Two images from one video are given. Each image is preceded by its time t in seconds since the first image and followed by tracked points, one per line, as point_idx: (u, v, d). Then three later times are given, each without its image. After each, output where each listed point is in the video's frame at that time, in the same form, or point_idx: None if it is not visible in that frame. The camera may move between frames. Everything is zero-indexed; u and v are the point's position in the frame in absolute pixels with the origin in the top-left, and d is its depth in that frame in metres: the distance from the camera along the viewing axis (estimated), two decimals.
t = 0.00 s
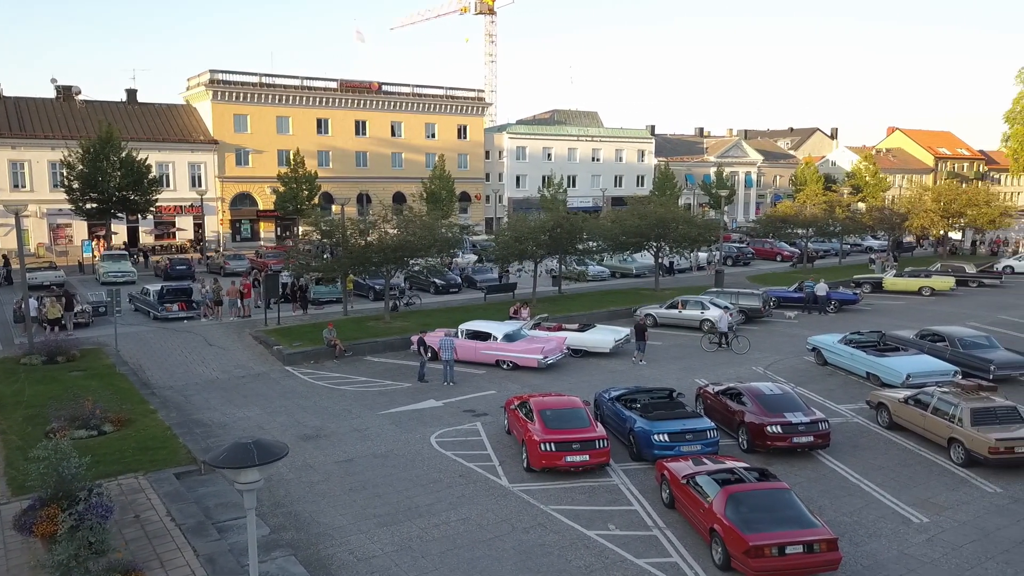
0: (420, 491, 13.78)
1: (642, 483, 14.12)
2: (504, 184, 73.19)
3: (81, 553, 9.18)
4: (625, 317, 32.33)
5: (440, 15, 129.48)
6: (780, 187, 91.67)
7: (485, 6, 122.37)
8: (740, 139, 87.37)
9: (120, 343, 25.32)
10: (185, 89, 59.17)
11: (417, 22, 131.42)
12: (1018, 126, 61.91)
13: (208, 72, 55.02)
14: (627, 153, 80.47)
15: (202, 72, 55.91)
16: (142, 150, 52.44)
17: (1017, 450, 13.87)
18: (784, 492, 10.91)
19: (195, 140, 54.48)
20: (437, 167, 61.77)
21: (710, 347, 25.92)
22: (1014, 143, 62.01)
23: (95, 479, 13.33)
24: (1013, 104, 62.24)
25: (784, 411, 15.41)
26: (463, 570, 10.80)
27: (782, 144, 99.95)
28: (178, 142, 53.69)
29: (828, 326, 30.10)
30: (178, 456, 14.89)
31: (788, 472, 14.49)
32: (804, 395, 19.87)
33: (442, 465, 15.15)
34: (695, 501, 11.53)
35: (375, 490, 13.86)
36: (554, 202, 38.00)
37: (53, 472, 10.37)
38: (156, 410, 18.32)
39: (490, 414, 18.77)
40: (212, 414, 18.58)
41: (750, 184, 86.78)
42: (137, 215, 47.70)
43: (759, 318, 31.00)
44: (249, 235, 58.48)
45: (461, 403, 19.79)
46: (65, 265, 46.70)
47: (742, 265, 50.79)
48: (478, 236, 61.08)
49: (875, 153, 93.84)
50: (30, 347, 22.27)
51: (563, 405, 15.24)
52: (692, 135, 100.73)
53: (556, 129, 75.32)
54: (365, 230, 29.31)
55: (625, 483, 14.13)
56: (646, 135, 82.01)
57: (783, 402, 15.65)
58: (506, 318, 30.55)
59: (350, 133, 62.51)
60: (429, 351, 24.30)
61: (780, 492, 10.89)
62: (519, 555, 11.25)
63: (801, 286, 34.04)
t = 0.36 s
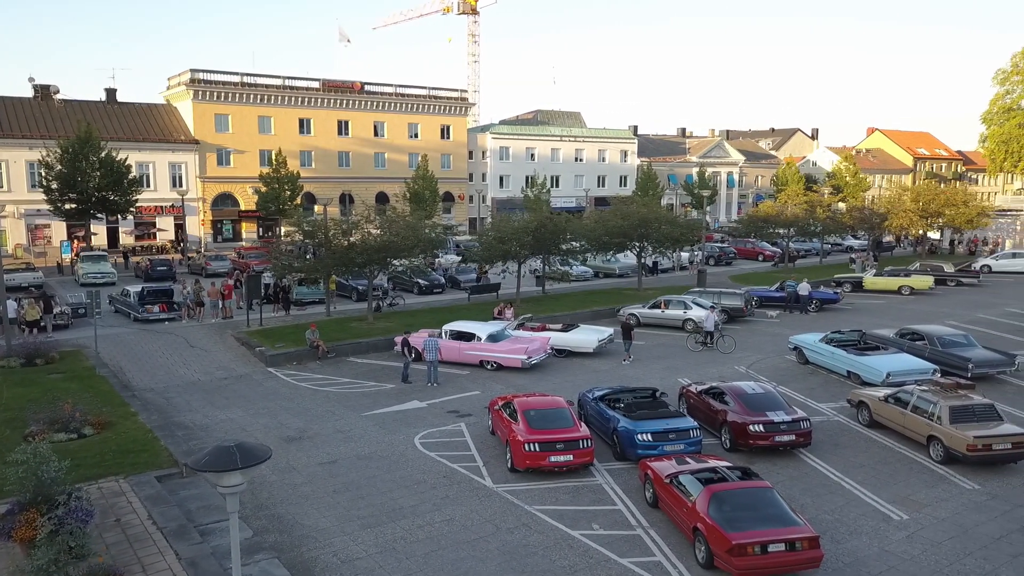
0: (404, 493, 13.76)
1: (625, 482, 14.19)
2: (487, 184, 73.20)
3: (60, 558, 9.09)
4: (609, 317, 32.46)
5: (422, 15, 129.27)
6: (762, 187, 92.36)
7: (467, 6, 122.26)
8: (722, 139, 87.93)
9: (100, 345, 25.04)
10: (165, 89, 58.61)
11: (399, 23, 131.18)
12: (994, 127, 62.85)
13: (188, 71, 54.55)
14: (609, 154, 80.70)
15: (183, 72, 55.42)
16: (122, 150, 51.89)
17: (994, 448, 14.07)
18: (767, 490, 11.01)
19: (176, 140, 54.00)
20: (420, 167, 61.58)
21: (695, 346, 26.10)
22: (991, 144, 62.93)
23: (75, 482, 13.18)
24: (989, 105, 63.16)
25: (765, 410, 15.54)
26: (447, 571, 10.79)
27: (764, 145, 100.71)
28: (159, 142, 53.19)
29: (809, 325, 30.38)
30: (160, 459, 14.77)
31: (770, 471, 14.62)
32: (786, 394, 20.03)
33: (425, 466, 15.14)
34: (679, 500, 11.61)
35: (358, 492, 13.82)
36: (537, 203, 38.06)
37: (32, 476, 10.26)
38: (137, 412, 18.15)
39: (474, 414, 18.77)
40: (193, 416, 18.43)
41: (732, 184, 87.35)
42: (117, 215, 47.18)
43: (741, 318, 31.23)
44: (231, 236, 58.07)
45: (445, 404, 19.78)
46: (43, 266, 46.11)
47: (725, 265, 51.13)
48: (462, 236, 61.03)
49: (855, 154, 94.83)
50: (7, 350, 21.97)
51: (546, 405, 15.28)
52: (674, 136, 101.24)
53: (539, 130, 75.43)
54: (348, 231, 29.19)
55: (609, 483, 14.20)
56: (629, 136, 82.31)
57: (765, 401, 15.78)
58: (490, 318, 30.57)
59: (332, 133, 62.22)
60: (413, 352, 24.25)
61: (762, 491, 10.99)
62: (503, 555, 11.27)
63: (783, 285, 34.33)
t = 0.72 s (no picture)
0: (389, 494, 13.74)
1: (611, 482, 14.25)
2: (471, 184, 73.15)
3: (41, 563, 8.99)
4: (593, 317, 32.56)
5: (407, 15, 129.04)
6: (745, 187, 93.00)
7: (451, 6, 122.13)
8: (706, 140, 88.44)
9: (81, 347, 24.79)
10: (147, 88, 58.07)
11: (383, 22, 130.86)
12: (974, 128, 63.68)
13: (170, 70, 54.10)
14: (594, 154, 80.93)
15: (165, 71, 54.95)
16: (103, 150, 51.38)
17: (974, 445, 14.27)
18: (751, 490, 11.11)
19: (158, 140, 53.54)
20: (405, 168, 61.42)
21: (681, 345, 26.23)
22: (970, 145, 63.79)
23: (56, 486, 13.06)
24: (969, 107, 64.00)
25: (749, 409, 15.66)
26: (433, 572, 10.80)
27: (747, 145, 101.42)
28: (140, 142, 52.72)
29: (792, 325, 30.64)
30: (142, 461, 14.66)
31: (754, 470, 14.73)
32: (770, 393, 20.20)
33: (411, 467, 15.13)
34: (663, 499, 11.69)
35: (343, 493, 13.79)
36: (522, 203, 38.09)
37: (13, 480, 10.15)
38: (119, 415, 17.99)
39: (459, 415, 18.77)
40: (176, 418, 18.30)
41: (716, 184, 87.87)
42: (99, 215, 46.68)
43: (725, 318, 31.44)
44: (214, 237, 57.63)
45: (430, 404, 19.77)
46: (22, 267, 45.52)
47: (708, 264, 51.46)
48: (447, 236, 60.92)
49: (837, 154, 95.68)
50: None
51: (532, 406, 15.32)
52: (658, 136, 101.71)
53: (524, 130, 75.51)
54: (331, 231, 29.08)
55: (594, 483, 14.26)
56: (613, 136, 82.56)
57: (749, 401, 15.90)
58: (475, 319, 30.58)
59: (316, 133, 61.93)
60: (398, 352, 24.19)
61: (746, 490, 11.08)
62: (488, 556, 11.29)
63: (766, 285, 34.61)
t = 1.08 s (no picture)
0: (373, 496, 13.71)
1: (595, 483, 14.30)
2: (456, 184, 73.10)
3: (21, 568, 8.90)
4: (578, 317, 32.65)
5: (390, 15, 128.76)
6: (728, 187, 93.60)
7: (435, 6, 121.92)
8: (689, 140, 88.90)
9: (61, 350, 24.52)
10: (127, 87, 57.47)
11: (366, 22, 130.55)
12: (953, 129, 64.49)
13: (151, 69, 53.56)
14: (578, 154, 81.09)
15: (146, 71, 54.42)
16: (83, 150, 50.85)
17: (954, 443, 14.47)
18: (734, 489, 11.20)
19: (139, 139, 53.04)
20: (389, 168, 61.21)
21: (667, 345, 26.35)
22: (950, 145, 64.62)
23: (36, 490, 12.92)
24: (948, 108, 64.82)
25: (733, 409, 15.78)
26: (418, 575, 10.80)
27: (730, 146, 102.08)
28: (121, 142, 52.22)
29: (774, 324, 30.89)
30: (124, 465, 14.52)
31: (738, 469, 14.85)
32: (753, 393, 20.34)
33: (395, 469, 15.11)
34: (648, 499, 11.76)
35: (328, 496, 13.74)
36: (506, 203, 38.09)
37: None
38: (100, 418, 17.80)
39: (444, 416, 18.75)
40: (158, 421, 18.14)
41: (699, 185, 88.32)
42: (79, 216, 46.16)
43: (708, 317, 31.64)
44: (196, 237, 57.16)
45: (415, 406, 19.74)
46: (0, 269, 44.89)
47: (692, 264, 51.76)
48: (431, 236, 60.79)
49: (819, 154, 96.53)
50: None
51: (517, 407, 15.33)
52: (642, 136, 102.06)
53: (508, 130, 75.55)
54: (315, 232, 28.93)
55: (579, 483, 14.31)
56: (597, 137, 82.75)
57: (732, 400, 16.02)
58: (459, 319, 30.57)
59: (299, 133, 61.59)
60: (382, 354, 24.14)
61: (730, 489, 11.17)
62: (474, 557, 11.30)
63: (749, 285, 34.88)
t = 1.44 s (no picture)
0: (358, 499, 13.68)
1: (580, 484, 14.35)
2: (440, 185, 73.01)
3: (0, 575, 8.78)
4: (562, 317, 32.74)
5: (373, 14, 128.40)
6: (711, 187, 94.15)
7: (418, 6, 121.61)
8: (672, 141, 89.33)
9: (41, 352, 24.23)
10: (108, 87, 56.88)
11: (349, 21, 130.10)
12: (932, 130, 65.30)
13: (132, 69, 53.07)
14: (562, 155, 81.23)
15: (126, 70, 53.91)
16: (62, 150, 50.26)
17: (934, 442, 14.66)
18: (718, 489, 11.28)
19: (119, 139, 52.51)
20: (372, 168, 61.01)
21: (654, 345, 26.36)
22: (929, 146, 65.44)
23: (16, 496, 12.76)
24: (927, 109, 65.64)
25: (716, 409, 15.89)
26: None
27: (713, 146, 102.70)
28: (101, 142, 51.67)
29: (757, 324, 31.14)
30: (105, 469, 14.39)
31: (721, 469, 14.97)
32: (736, 393, 20.50)
33: (380, 471, 15.08)
34: (632, 500, 11.82)
35: (312, 499, 13.69)
36: (491, 204, 38.07)
37: None
38: (81, 422, 17.60)
39: (429, 418, 18.74)
40: (140, 424, 17.97)
41: (682, 185, 88.78)
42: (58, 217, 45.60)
43: (691, 318, 31.83)
44: (178, 238, 56.70)
45: (399, 407, 19.70)
46: None
47: (675, 264, 52.03)
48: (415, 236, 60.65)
49: (800, 155, 97.33)
50: None
51: (501, 408, 15.34)
52: (626, 137, 102.35)
53: (492, 131, 75.56)
54: (298, 233, 28.78)
55: (564, 484, 14.35)
56: (581, 137, 82.96)
57: (716, 401, 16.13)
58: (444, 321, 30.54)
59: (281, 133, 61.23)
60: (366, 355, 24.07)
61: (714, 489, 11.25)
62: (459, 559, 11.31)
63: (732, 285, 35.14)
